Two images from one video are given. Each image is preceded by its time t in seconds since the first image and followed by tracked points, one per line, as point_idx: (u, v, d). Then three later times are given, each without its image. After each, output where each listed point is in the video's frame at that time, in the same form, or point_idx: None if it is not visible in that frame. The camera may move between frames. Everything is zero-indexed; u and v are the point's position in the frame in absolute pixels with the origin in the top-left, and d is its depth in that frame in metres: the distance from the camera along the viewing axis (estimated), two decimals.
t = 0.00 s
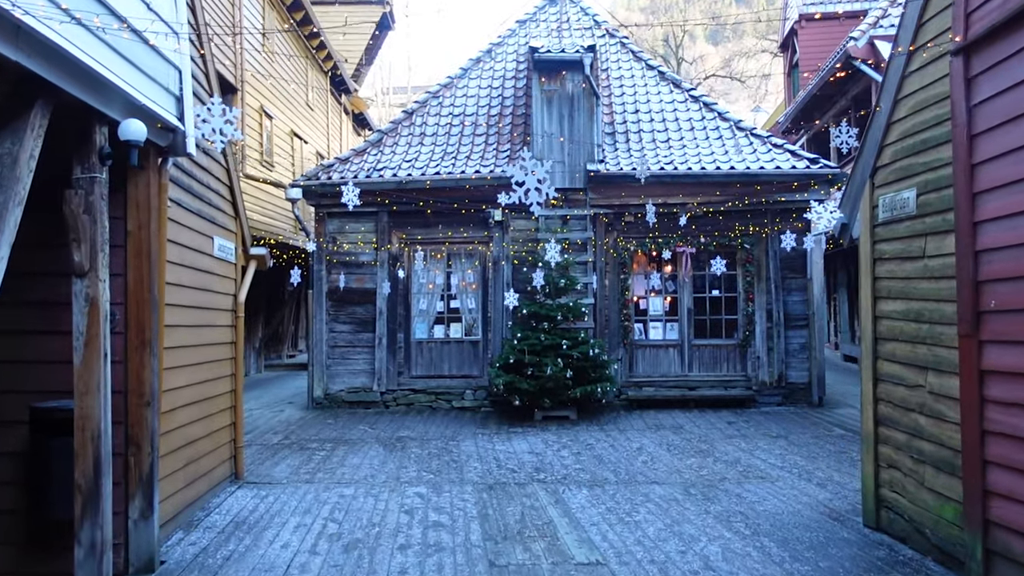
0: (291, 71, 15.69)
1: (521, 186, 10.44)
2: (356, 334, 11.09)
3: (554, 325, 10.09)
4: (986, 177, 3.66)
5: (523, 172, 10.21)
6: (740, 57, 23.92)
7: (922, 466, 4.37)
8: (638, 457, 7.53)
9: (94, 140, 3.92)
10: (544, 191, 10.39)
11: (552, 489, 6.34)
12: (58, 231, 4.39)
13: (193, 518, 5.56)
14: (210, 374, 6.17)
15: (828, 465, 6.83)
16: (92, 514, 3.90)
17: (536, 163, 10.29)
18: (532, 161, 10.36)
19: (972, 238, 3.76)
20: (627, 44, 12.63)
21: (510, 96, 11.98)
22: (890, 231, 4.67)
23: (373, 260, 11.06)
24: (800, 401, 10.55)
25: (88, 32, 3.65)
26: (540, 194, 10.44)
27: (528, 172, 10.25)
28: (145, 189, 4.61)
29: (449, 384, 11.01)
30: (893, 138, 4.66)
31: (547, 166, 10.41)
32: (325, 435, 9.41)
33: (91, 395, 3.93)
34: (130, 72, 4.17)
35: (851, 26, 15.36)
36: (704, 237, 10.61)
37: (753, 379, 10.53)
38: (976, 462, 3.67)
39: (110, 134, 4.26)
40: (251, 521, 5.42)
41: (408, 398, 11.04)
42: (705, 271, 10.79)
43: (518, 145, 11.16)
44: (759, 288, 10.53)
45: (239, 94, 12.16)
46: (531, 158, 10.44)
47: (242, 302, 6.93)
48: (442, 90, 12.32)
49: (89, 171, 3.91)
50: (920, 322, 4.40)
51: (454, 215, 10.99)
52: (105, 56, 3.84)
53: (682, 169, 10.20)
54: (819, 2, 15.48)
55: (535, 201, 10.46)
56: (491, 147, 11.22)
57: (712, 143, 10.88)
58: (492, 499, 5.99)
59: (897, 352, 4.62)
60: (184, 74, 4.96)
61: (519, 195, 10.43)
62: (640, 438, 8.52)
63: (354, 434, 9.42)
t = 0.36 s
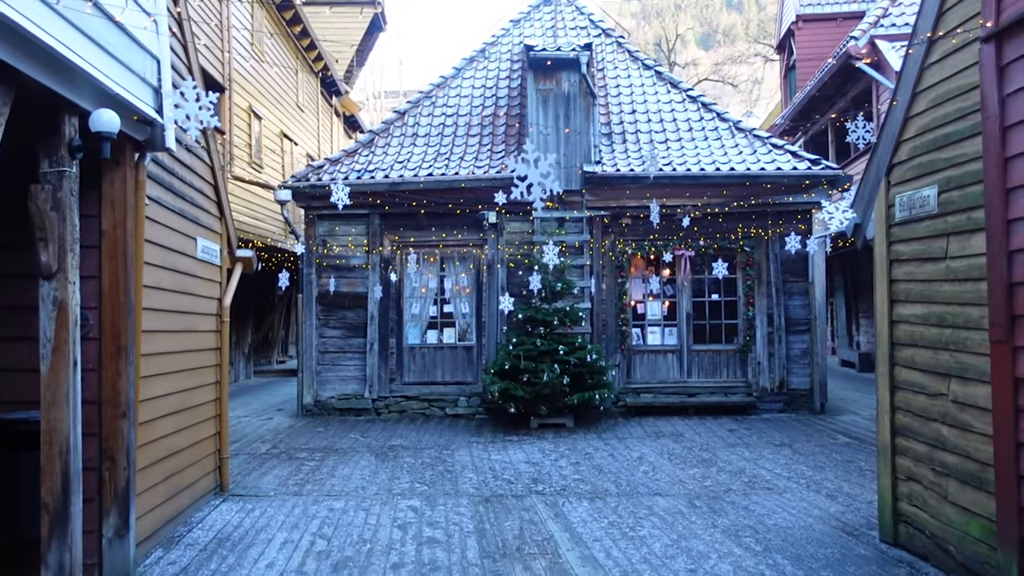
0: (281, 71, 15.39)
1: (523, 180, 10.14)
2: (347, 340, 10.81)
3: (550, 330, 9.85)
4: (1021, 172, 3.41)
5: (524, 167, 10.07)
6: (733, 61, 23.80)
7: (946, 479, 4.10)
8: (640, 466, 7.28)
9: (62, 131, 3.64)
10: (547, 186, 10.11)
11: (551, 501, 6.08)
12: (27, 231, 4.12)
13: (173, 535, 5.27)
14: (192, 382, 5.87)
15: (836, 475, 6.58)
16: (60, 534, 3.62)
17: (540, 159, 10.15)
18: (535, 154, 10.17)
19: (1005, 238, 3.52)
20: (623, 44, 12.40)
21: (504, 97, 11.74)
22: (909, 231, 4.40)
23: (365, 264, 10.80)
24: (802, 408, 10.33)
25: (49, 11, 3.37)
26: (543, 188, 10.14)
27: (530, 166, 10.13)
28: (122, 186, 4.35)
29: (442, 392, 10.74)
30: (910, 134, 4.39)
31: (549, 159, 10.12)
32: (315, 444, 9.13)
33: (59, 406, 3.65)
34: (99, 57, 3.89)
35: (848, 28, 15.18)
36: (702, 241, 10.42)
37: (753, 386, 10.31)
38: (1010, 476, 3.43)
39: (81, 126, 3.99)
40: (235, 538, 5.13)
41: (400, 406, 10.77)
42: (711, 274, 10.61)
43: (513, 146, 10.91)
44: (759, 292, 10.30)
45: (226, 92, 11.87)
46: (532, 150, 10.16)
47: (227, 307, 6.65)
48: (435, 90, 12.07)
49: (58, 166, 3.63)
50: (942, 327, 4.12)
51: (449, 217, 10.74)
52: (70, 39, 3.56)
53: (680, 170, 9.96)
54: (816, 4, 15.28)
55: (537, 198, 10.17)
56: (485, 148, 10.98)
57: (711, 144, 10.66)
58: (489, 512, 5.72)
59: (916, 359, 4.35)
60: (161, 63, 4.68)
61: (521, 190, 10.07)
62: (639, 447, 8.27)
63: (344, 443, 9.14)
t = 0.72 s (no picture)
0: (265, 78, 15.11)
1: (525, 182, 9.99)
2: (333, 352, 10.51)
3: (542, 342, 9.64)
4: None
5: (526, 168, 9.89)
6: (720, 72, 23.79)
7: (968, 500, 3.84)
8: (637, 483, 7.03)
9: (25, 129, 3.37)
10: (551, 189, 9.89)
11: (547, 521, 5.81)
12: None
13: (146, 561, 4.97)
14: (167, 397, 5.56)
15: (841, 491, 6.35)
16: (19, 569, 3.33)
17: (542, 160, 9.96)
18: (537, 154, 10.01)
19: None
20: (615, 51, 12.22)
21: (494, 103, 11.53)
22: (925, 238, 4.15)
23: (351, 273, 10.52)
24: (799, 420, 10.13)
25: None
26: (547, 191, 9.91)
27: (532, 167, 9.99)
28: (93, 189, 4.07)
29: (431, 405, 10.45)
30: (924, 136, 4.14)
31: (552, 161, 9.96)
32: (299, 460, 8.81)
33: (19, 428, 3.36)
34: (67, 50, 3.62)
35: (838, 36, 15.11)
36: (697, 250, 10.24)
37: (749, 398, 10.11)
38: None
39: (46, 123, 3.71)
40: (213, 564, 4.84)
41: (387, 420, 10.46)
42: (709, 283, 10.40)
43: (503, 153, 10.69)
44: (755, 303, 10.13)
45: (209, 98, 11.60)
46: (534, 150, 10.02)
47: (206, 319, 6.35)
48: (423, 96, 11.84)
49: (19, 167, 3.35)
50: (962, 339, 3.86)
51: (438, 224, 10.48)
52: (35, 29, 3.29)
53: (674, 178, 9.80)
54: (806, 11, 15.19)
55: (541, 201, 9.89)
56: (475, 155, 10.75)
57: (705, 151, 10.49)
58: (482, 534, 5.45)
59: (934, 372, 4.09)
60: (135, 59, 4.41)
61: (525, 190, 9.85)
62: (635, 462, 8.02)
63: (330, 459, 8.83)
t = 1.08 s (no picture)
0: (245, 87, 14.88)
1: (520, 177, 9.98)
2: (313, 368, 10.20)
3: (529, 357, 9.41)
4: None
5: (521, 163, 9.88)
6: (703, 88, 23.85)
7: (987, 522, 3.59)
8: (630, 502, 6.77)
9: None
10: (547, 184, 9.89)
11: (537, 543, 5.53)
12: None
13: None
14: (134, 414, 5.25)
15: (841, 509, 6.12)
16: None
17: (539, 154, 9.90)
18: (532, 147, 9.93)
19: None
20: (601, 60, 12.07)
21: (479, 113, 11.34)
22: (936, 244, 3.95)
23: (332, 287, 10.25)
24: (792, 437, 9.94)
25: None
26: (543, 187, 9.91)
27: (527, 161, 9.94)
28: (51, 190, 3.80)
29: (414, 422, 10.15)
30: (935, 139, 3.98)
31: (549, 154, 9.90)
32: (277, 480, 8.47)
33: None
34: (23, 38, 3.38)
35: (824, 49, 15.13)
36: (687, 263, 10.05)
37: (741, 414, 9.94)
38: None
39: None
40: None
41: (369, 437, 10.15)
42: (699, 297, 10.21)
43: (488, 163, 10.49)
44: (746, 316, 9.95)
45: (185, 106, 11.36)
46: (530, 142, 9.93)
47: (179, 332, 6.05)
48: (405, 105, 11.64)
49: None
50: (980, 351, 3.65)
51: (423, 235, 10.22)
52: None
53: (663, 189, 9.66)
54: (792, 24, 15.22)
55: (538, 199, 9.88)
56: (460, 165, 10.53)
57: (693, 162, 10.35)
58: (469, 558, 5.16)
59: (947, 386, 3.87)
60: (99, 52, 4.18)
61: (519, 185, 9.86)
62: (626, 481, 7.78)
63: (309, 478, 8.50)
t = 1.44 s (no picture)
0: (222, 94, 14.56)
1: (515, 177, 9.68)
2: (289, 382, 9.87)
3: (513, 370, 9.16)
4: None
5: (517, 160, 9.62)
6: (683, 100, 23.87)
7: (1010, 546, 3.35)
8: (620, 521, 6.51)
9: None
10: (544, 184, 9.57)
11: (526, 567, 5.25)
12: None
13: None
14: (98, 433, 4.93)
15: (840, 527, 5.90)
16: None
17: (536, 151, 9.70)
18: (529, 144, 9.74)
19: None
20: (585, 68, 11.89)
21: (461, 121, 11.12)
22: (949, 251, 3.74)
23: (309, 298, 9.93)
24: (782, 450, 9.77)
25: None
26: (541, 186, 9.59)
27: (523, 159, 9.70)
28: None
29: (395, 438, 9.82)
30: (945, 140, 3.77)
31: (546, 151, 9.69)
32: (252, 499, 8.12)
33: None
34: None
35: (808, 58, 15.10)
36: (675, 273, 9.89)
37: (729, 428, 9.77)
38: None
39: None
40: None
41: (347, 454, 9.82)
42: (687, 307, 10.07)
43: (471, 172, 10.25)
44: (735, 327, 9.82)
45: (159, 112, 11.04)
46: (526, 139, 9.75)
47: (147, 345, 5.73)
48: (386, 113, 11.39)
49: None
50: (997, 364, 3.43)
51: (407, 244, 9.95)
52: None
53: (650, 198, 9.47)
54: (775, 34, 15.20)
55: (535, 199, 9.56)
56: (441, 174, 10.28)
57: (680, 170, 10.18)
58: None
59: (962, 401, 3.65)
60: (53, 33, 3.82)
61: (514, 185, 9.56)
62: (615, 498, 7.52)
63: (285, 498, 8.15)
